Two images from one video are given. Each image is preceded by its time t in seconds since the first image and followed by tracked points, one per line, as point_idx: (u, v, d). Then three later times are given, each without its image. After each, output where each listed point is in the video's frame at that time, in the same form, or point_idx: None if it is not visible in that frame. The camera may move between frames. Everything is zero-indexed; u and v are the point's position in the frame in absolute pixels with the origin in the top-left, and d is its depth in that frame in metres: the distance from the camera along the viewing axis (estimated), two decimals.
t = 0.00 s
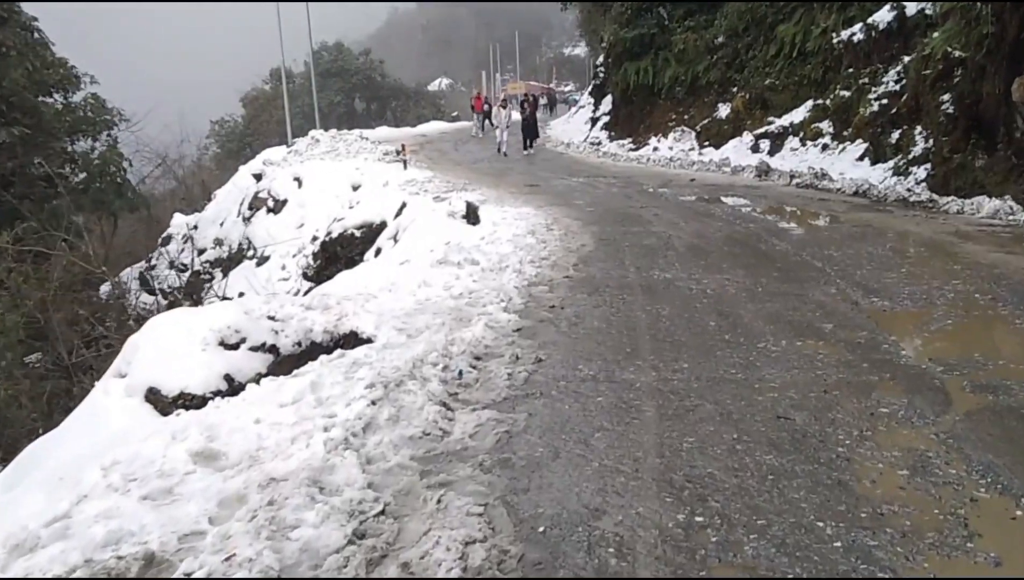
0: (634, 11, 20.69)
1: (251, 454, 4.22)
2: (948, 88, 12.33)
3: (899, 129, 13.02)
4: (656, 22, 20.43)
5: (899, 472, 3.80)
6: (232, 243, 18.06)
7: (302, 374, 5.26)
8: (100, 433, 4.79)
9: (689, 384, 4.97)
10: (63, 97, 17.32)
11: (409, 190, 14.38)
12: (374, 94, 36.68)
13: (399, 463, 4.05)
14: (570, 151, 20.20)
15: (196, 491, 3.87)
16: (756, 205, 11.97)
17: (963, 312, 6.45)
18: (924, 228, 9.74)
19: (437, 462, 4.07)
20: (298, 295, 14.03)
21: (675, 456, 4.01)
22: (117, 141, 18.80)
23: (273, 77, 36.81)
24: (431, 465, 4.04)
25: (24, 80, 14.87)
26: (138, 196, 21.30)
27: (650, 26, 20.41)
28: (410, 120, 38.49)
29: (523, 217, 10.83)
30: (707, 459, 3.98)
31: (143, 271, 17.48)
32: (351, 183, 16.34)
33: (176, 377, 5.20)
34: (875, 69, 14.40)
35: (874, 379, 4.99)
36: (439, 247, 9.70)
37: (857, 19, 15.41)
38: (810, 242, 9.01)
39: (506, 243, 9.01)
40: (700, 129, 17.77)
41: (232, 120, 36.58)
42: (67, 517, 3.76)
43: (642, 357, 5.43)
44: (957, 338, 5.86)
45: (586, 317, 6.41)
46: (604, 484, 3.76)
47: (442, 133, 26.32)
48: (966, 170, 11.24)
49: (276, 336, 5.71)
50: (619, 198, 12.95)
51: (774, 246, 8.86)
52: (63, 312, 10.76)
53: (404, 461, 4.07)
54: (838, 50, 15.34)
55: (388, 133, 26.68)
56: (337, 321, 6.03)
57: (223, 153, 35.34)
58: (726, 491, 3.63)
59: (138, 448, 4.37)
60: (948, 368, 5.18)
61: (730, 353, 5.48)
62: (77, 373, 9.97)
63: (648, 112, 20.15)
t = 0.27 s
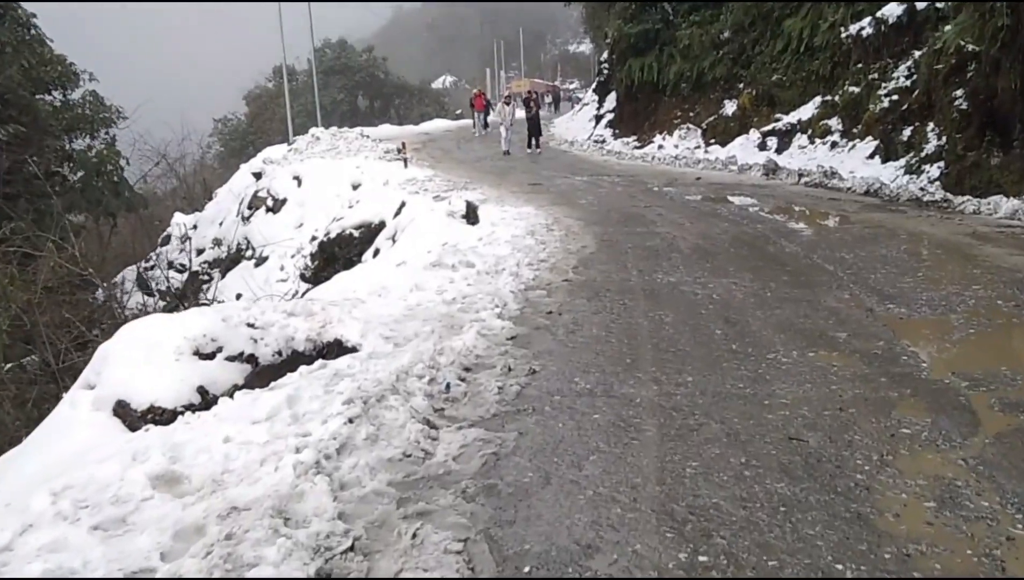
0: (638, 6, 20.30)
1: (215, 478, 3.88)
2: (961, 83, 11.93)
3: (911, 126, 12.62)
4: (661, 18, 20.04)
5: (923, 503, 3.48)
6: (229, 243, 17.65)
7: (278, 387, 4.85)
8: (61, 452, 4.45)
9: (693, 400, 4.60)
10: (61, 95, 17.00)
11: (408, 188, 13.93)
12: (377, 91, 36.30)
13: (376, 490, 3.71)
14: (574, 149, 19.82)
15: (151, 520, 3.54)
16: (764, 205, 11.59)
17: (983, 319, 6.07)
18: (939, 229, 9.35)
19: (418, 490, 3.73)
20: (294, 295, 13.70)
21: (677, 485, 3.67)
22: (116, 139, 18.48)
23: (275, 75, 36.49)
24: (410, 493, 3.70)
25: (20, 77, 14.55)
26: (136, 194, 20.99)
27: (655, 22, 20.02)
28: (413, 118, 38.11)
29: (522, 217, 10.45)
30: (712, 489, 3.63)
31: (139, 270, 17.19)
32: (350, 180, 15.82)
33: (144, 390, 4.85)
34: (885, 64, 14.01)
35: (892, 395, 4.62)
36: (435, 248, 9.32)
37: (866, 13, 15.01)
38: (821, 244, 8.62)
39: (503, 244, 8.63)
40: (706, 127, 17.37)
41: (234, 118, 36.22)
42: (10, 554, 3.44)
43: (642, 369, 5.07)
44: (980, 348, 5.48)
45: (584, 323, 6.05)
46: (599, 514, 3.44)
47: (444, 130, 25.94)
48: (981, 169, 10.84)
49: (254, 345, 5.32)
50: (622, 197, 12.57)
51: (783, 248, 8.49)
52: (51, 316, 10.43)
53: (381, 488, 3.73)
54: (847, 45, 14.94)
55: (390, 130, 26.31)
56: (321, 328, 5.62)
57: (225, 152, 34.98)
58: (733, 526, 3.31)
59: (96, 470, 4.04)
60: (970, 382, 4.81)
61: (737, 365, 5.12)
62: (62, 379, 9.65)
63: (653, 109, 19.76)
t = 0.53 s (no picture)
0: None
1: (174, 512, 3.48)
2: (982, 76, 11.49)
3: (930, 121, 12.18)
4: (670, 10, 19.61)
5: (962, 548, 3.13)
6: (230, 241, 17.28)
7: (254, 403, 4.45)
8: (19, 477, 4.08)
9: (701, 421, 4.23)
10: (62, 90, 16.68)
11: (411, 185, 13.57)
12: (383, 85, 35.94)
13: (349, 526, 3.33)
14: (582, 144, 19.42)
15: (98, 560, 3.16)
16: (777, 202, 11.18)
17: (1012, 328, 5.69)
18: (960, 228, 8.94)
19: (397, 526, 3.35)
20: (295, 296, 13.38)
21: (683, 521, 3.31)
22: (117, 135, 18.15)
23: (280, 69, 36.16)
24: (387, 529, 3.33)
25: (18, 71, 14.21)
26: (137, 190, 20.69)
27: (665, 14, 19.59)
28: (420, 112, 37.73)
29: (526, 215, 10.08)
30: (722, 527, 3.27)
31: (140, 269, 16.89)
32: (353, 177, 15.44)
33: (112, 407, 4.47)
34: (902, 56, 13.55)
35: (921, 418, 4.23)
36: (432, 248, 8.95)
37: (882, 3, 14.56)
38: (837, 244, 8.21)
39: (504, 245, 8.26)
40: (717, 121, 16.94)
41: (240, 113, 35.87)
42: None
43: (647, 385, 4.69)
44: (1010, 360, 5.10)
45: (586, 332, 5.68)
46: (597, 557, 3.09)
47: (450, 125, 25.58)
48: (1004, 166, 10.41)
49: (232, 356, 4.93)
50: (629, 194, 12.18)
51: (797, 248, 8.10)
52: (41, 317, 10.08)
53: (355, 524, 3.35)
54: (862, 37, 14.50)
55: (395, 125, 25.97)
56: (305, 337, 5.23)
57: (230, 147, 34.65)
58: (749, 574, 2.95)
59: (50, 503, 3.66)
60: (1002, 401, 4.43)
61: (748, 380, 4.74)
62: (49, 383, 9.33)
63: (662, 103, 19.33)
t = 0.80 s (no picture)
0: None
1: (132, 548, 3.09)
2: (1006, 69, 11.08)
3: (951, 115, 11.77)
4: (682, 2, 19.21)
5: None
6: (233, 239, 16.97)
7: (232, 421, 4.09)
8: None
9: (714, 444, 3.89)
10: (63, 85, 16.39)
11: (415, 182, 13.23)
12: (390, 80, 35.61)
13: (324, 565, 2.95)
14: (591, 140, 19.05)
15: None
16: (792, 200, 10.80)
17: None
18: (984, 228, 8.56)
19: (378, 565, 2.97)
20: (297, 296, 13.08)
21: (696, 562, 2.97)
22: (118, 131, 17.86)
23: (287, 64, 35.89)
24: (367, 569, 2.95)
25: (16, 66, 13.91)
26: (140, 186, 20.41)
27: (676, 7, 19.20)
28: (427, 107, 37.41)
29: (531, 214, 9.73)
30: (740, 569, 2.92)
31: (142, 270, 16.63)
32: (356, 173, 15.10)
33: (80, 421, 4.11)
34: (922, 48, 13.14)
35: (956, 441, 3.88)
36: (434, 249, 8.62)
37: None
38: (856, 245, 7.84)
39: (508, 246, 7.91)
40: (730, 116, 16.54)
41: (246, 109, 35.60)
42: None
43: (657, 402, 4.34)
44: None
45: (592, 342, 5.34)
46: None
47: (458, 120, 25.22)
48: None
49: (213, 368, 4.57)
50: (639, 192, 11.82)
51: (814, 250, 7.73)
52: (31, 319, 9.78)
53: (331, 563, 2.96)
54: (881, 28, 14.09)
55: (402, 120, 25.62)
56: (292, 347, 4.87)
57: (236, 142, 34.38)
58: None
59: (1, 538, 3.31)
60: None
61: (766, 397, 4.40)
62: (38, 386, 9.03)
63: (673, 98, 18.93)
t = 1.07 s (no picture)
0: None
1: None
2: None
3: (971, 109, 11.39)
4: None
5: None
6: (233, 237, 16.70)
7: (205, 441, 3.77)
8: None
9: (733, 467, 3.54)
10: (60, 80, 16.09)
11: (418, 178, 12.91)
12: (396, 75, 35.28)
13: None
14: (600, 135, 18.68)
15: None
16: (807, 197, 10.43)
17: None
18: (1010, 226, 8.18)
19: None
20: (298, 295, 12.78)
21: None
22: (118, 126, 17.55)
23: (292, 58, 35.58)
24: None
25: (12, 60, 13.61)
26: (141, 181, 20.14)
27: None
28: (433, 102, 37.07)
29: (537, 212, 9.38)
30: None
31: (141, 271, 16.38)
32: (358, 169, 14.80)
33: (45, 447, 3.83)
34: (940, 40, 12.74)
35: (998, 465, 3.53)
36: (436, 249, 8.28)
37: None
38: (876, 246, 7.48)
39: (512, 246, 7.57)
40: (741, 110, 16.16)
41: (250, 103, 35.29)
42: None
43: (669, 419, 4.00)
44: None
45: (599, 351, 5.00)
46: None
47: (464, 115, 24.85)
48: None
49: (189, 381, 4.26)
50: (649, 188, 11.47)
51: (833, 250, 7.37)
52: (20, 322, 9.47)
53: None
54: (899, 20, 13.70)
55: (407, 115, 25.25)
56: (275, 358, 4.55)
57: (241, 137, 34.12)
58: None
59: None
60: None
61: (787, 413, 4.06)
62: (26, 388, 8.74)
63: (683, 92, 18.52)
